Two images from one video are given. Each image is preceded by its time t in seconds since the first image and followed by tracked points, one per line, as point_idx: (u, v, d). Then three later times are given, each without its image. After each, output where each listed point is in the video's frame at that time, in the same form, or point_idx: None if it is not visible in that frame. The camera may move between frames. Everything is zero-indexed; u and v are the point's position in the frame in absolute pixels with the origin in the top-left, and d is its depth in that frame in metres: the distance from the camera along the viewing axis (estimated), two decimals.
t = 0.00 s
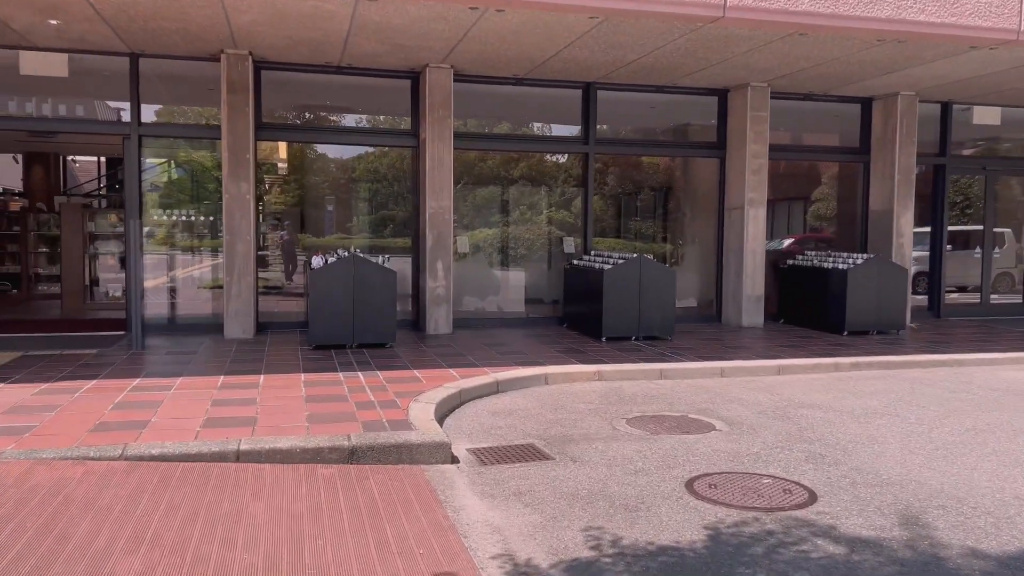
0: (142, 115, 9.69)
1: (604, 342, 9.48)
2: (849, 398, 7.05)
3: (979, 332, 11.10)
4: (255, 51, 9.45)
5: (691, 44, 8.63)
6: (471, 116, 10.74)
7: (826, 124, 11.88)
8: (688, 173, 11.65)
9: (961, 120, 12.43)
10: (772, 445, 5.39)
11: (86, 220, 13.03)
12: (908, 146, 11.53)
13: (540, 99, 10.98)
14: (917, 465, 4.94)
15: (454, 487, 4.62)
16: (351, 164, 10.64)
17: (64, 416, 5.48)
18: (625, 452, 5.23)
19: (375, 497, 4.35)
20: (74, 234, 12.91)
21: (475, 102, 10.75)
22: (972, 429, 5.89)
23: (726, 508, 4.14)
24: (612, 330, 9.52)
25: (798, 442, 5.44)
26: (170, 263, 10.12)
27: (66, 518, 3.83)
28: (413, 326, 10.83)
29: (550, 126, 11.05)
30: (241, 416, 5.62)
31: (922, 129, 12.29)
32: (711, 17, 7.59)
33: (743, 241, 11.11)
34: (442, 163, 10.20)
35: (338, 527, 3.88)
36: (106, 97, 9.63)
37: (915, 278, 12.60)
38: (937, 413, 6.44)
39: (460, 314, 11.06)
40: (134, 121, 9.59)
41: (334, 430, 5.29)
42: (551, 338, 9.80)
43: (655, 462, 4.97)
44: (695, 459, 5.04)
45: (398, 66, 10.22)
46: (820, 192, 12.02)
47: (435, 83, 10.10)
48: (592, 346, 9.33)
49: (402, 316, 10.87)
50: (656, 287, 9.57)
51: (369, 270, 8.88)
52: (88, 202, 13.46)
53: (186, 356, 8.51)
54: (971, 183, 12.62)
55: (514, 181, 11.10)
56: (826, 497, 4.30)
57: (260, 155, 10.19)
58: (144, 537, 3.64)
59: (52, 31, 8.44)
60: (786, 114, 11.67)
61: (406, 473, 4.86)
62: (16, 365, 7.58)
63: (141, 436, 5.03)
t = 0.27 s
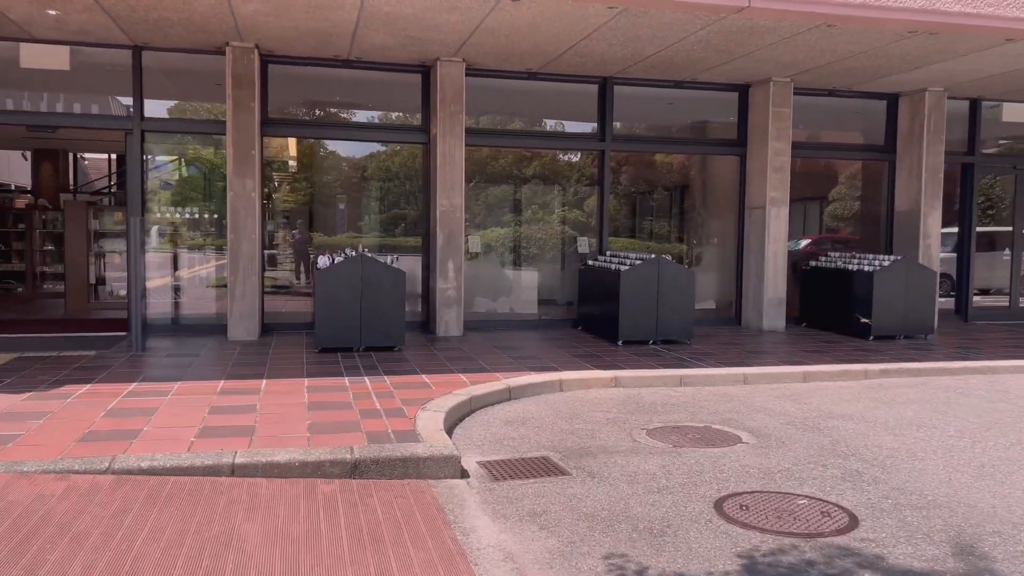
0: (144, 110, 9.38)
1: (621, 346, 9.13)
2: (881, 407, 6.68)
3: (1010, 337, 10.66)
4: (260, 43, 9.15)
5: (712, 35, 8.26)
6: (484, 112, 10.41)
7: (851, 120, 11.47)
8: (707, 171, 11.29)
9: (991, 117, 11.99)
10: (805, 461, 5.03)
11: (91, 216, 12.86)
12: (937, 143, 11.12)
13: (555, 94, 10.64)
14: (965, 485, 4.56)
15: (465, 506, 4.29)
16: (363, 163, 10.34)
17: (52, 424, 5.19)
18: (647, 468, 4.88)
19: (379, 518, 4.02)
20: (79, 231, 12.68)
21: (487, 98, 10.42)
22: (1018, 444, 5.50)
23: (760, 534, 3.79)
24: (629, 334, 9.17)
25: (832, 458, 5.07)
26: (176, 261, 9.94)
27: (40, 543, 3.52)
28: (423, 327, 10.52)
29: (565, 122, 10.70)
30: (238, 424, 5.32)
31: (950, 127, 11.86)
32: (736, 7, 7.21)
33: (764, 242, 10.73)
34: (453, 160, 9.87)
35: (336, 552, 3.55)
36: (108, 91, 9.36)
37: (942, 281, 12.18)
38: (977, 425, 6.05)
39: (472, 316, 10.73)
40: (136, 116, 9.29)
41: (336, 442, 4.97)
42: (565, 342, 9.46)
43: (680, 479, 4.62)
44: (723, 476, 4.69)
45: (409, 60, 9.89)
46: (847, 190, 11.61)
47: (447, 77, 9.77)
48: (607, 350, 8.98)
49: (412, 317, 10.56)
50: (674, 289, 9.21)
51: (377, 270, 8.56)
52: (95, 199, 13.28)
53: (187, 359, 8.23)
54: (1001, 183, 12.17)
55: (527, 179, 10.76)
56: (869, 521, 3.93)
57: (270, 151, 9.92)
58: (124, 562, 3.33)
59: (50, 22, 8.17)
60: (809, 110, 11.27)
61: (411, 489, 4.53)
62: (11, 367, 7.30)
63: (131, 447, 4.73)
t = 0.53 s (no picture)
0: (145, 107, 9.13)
1: (636, 353, 8.77)
2: (915, 421, 6.31)
3: None
4: (264, 38, 8.86)
5: (734, 30, 7.92)
6: (496, 110, 10.09)
7: (874, 120, 11.09)
8: (725, 172, 10.93)
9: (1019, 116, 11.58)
10: (839, 481, 4.68)
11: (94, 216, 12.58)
12: (964, 143, 10.73)
13: (568, 92, 10.30)
14: (1016, 510, 4.20)
15: (475, 529, 3.96)
16: (372, 164, 10.06)
17: (37, 435, 4.89)
18: (670, 488, 4.53)
19: (381, 544, 3.70)
20: (80, 232, 12.42)
21: (498, 95, 10.09)
22: None
23: (799, 566, 3.45)
24: (645, 341, 8.82)
25: (869, 478, 4.72)
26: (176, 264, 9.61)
27: (9, 572, 3.21)
28: (431, 332, 10.20)
29: (578, 120, 10.36)
30: (234, 437, 5.00)
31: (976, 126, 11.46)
32: None
33: (785, 244, 10.35)
34: (463, 159, 9.55)
35: None
36: (108, 87, 9.08)
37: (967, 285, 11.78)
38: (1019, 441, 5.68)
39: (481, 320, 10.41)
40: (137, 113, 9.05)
41: (337, 457, 4.64)
42: (579, 348, 9.13)
43: (707, 501, 4.28)
44: (753, 498, 4.34)
45: (417, 55, 9.58)
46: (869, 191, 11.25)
47: (457, 73, 9.45)
48: (623, 357, 8.64)
49: (419, 321, 10.23)
50: (692, 293, 8.86)
51: (383, 273, 8.25)
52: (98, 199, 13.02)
53: (187, 364, 7.93)
54: None
55: (536, 181, 10.44)
56: (919, 552, 3.58)
57: (278, 151, 9.64)
58: None
59: (48, 15, 7.90)
60: (832, 109, 10.90)
61: (417, 510, 4.20)
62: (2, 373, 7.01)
63: (118, 462, 4.42)
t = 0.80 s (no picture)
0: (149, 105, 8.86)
1: (655, 362, 8.42)
2: (956, 437, 5.94)
3: None
4: (272, 34, 8.58)
5: (759, 25, 7.58)
6: (510, 109, 9.77)
7: (901, 121, 10.71)
8: (746, 174, 10.58)
9: None
10: (885, 506, 4.32)
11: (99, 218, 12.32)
12: (995, 145, 10.35)
13: (584, 91, 9.97)
14: None
15: (493, 559, 3.62)
16: (383, 166, 9.78)
17: (24, 450, 4.59)
18: (703, 512, 4.19)
19: None
20: (85, 234, 12.16)
21: (512, 94, 9.77)
22: None
23: None
24: (665, 349, 8.47)
25: (917, 502, 4.36)
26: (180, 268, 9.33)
27: None
28: (442, 339, 9.88)
29: (594, 120, 10.04)
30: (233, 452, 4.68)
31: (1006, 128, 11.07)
32: None
33: (809, 249, 9.99)
34: (476, 160, 9.23)
35: None
36: (111, 85, 8.81)
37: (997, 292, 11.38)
38: None
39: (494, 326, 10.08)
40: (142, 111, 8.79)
41: (344, 476, 4.31)
42: (595, 356, 8.79)
43: (744, 529, 3.93)
44: (794, 525, 3.99)
45: (429, 53, 9.28)
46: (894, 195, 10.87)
47: (470, 71, 9.13)
48: (642, 366, 8.30)
49: (430, 327, 9.91)
50: (714, 300, 8.51)
51: (393, 277, 7.94)
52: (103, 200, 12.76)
53: (189, 371, 7.64)
54: None
55: (546, 185, 10.13)
56: None
57: (286, 153, 9.34)
58: None
59: (48, 10, 7.63)
60: (857, 110, 10.53)
61: (429, 536, 3.87)
62: None
63: (109, 480, 4.11)
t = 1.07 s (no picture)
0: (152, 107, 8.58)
1: (676, 374, 8.08)
2: (1002, 456, 5.59)
3: None
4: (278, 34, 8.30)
5: (786, 22, 7.26)
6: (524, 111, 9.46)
7: (927, 123, 10.37)
8: (767, 178, 10.25)
9: None
10: (939, 536, 3.98)
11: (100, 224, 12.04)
12: None
13: (599, 92, 9.66)
14: None
15: None
16: (392, 169, 9.47)
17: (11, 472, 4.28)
18: (743, 544, 3.85)
19: None
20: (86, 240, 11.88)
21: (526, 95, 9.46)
22: None
23: None
24: (686, 360, 8.14)
25: (975, 533, 4.02)
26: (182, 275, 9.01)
27: None
28: (453, 348, 9.55)
29: (610, 122, 9.72)
30: (235, 475, 4.37)
31: None
32: None
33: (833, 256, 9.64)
34: (489, 163, 8.92)
35: None
36: (113, 86, 8.54)
37: None
38: None
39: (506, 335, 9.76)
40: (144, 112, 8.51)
41: (354, 502, 3.99)
42: (613, 367, 8.45)
43: (790, 565, 3.60)
44: (844, 560, 3.66)
45: (441, 53, 8.98)
46: (919, 201, 10.51)
47: (483, 71, 8.83)
48: (662, 378, 7.96)
49: (441, 336, 9.59)
50: (737, 309, 8.17)
51: (403, 285, 7.63)
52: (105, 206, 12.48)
53: (190, 383, 7.33)
54: None
55: (555, 191, 9.77)
56: None
57: (293, 158, 9.10)
58: None
59: (47, 7, 7.36)
60: (882, 112, 10.19)
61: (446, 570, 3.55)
62: None
63: (99, 507, 3.80)
